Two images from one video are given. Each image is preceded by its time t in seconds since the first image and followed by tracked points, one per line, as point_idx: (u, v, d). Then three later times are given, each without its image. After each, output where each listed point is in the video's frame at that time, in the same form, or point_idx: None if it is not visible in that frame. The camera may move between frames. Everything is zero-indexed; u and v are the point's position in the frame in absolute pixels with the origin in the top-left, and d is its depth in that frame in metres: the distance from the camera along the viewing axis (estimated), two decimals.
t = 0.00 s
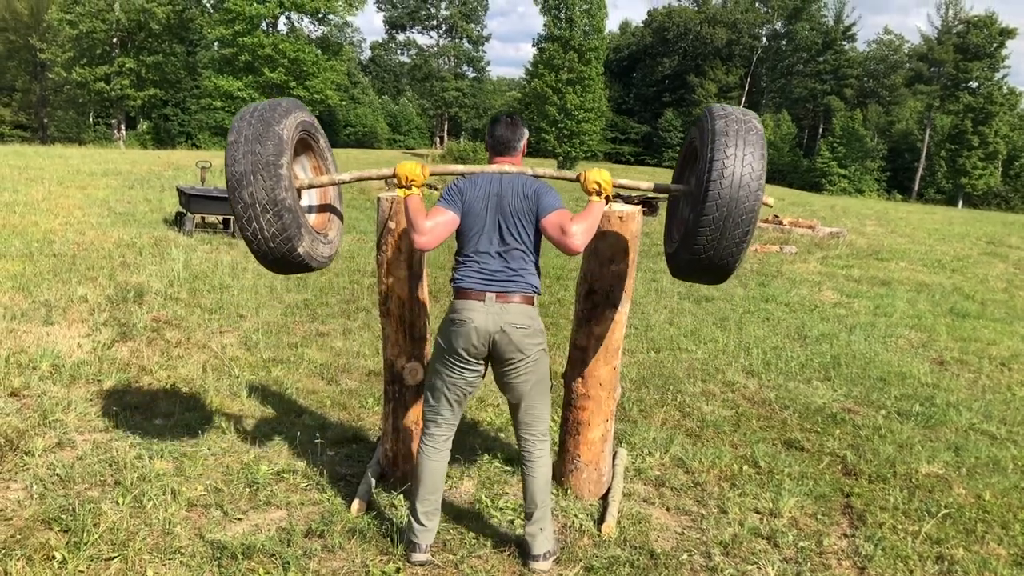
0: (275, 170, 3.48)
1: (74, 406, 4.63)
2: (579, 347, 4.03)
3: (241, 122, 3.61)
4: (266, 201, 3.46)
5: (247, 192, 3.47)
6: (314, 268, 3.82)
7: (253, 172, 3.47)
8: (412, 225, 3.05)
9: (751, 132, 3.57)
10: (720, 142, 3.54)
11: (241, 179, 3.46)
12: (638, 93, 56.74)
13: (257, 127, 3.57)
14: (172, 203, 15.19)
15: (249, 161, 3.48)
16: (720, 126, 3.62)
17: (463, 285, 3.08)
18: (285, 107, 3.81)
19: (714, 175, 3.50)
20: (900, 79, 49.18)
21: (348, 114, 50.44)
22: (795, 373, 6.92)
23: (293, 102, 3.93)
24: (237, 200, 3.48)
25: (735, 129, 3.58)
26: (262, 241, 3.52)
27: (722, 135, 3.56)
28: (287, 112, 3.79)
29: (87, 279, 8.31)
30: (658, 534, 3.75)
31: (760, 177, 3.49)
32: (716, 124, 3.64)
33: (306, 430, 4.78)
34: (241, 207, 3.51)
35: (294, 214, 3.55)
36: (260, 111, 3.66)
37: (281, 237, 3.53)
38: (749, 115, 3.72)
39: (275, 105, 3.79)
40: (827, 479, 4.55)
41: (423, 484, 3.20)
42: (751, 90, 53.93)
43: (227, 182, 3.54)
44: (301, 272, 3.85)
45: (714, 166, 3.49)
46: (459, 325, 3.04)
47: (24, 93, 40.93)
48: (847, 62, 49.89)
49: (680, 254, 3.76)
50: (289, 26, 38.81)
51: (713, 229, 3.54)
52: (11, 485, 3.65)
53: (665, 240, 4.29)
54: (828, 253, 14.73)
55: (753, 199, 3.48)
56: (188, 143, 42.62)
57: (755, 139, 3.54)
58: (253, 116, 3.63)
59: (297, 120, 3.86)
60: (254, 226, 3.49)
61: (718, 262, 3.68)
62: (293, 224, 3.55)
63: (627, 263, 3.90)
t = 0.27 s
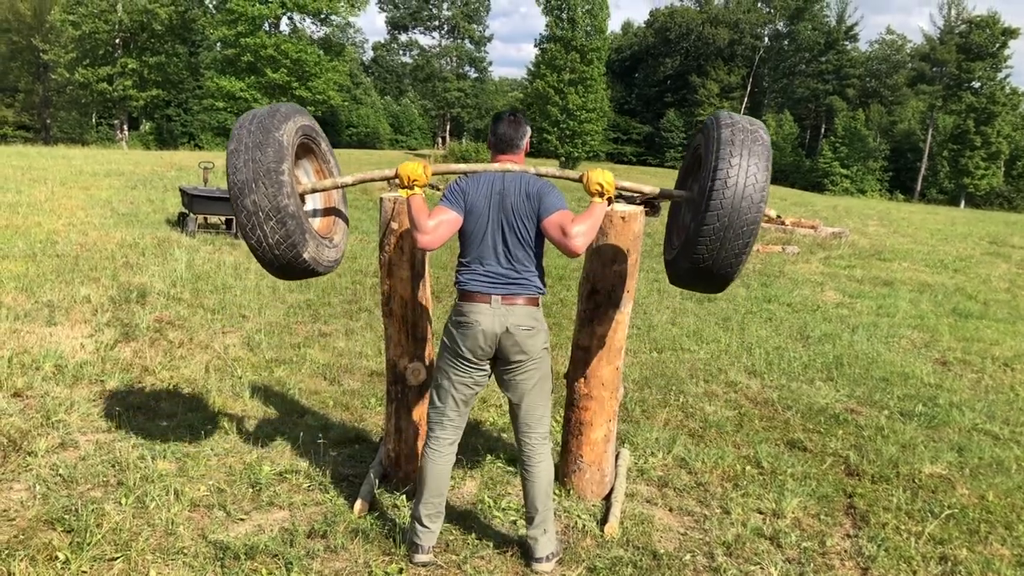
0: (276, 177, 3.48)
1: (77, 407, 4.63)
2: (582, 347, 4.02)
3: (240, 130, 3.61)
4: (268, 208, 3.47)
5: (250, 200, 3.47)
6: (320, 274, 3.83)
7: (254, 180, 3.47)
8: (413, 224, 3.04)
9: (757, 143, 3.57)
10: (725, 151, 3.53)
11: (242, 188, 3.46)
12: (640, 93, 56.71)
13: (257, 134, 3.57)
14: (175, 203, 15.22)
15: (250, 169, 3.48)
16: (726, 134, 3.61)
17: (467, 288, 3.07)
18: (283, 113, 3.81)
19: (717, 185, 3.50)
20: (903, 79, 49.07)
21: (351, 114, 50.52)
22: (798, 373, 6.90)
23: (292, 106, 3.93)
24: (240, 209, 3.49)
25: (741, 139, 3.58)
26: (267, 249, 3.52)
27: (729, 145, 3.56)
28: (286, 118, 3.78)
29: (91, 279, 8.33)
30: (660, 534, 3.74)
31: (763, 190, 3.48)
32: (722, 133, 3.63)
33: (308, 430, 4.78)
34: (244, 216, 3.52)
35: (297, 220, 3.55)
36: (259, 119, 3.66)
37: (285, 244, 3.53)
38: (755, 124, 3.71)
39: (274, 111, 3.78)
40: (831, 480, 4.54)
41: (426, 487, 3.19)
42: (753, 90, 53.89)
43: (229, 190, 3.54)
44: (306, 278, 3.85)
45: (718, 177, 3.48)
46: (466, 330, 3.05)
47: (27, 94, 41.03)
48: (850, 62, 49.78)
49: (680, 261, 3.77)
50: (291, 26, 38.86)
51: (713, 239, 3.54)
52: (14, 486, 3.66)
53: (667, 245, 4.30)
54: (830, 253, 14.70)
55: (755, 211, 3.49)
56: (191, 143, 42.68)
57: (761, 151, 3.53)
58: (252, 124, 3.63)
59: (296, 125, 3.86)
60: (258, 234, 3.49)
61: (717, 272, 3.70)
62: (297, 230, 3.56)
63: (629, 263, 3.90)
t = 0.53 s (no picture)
0: (279, 163, 3.46)
1: (82, 406, 4.64)
2: (585, 347, 4.02)
3: (244, 119, 3.60)
4: (272, 195, 3.45)
5: (253, 186, 3.45)
6: (323, 264, 3.79)
7: (258, 167, 3.45)
8: (418, 223, 3.04)
9: (769, 132, 3.55)
10: (736, 138, 3.51)
11: (246, 174, 3.44)
12: (643, 92, 56.63)
13: (260, 121, 3.56)
14: (178, 203, 15.24)
15: (253, 157, 3.46)
16: (737, 122, 3.59)
17: (471, 287, 3.07)
18: (287, 102, 3.80)
19: (725, 170, 3.47)
20: (906, 77, 48.89)
21: (354, 113, 50.57)
22: (802, 371, 6.89)
23: (296, 97, 3.92)
24: (243, 196, 3.47)
25: (752, 126, 3.56)
26: (270, 236, 3.50)
27: (740, 131, 3.54)
28: (290, 107, 3.77)
29: (94, 279, 8.34)
30: (664, 533, 3.73)
31: (771, 179, 3.46)
32: (734, 120, 3.61)
33: (312, 429, 4.78)
34: (247, 203, 3.49)
35: (301, 207, 3.53)
36: (262, 108, 3.65)
37: (288, 231, 3.51)
38: (766, 115, 3.70)
39: (277, 101, 3.77)
40: (835, 478, 4.52)
41: (431, 486, 3.19)
42: (756, 88, 53.79)
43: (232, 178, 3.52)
44: (308, 270, 3.82)
45: (727, 162, 3.46)
46: (470, 330, 3.05)
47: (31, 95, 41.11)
48: (853, 60, 49.68)
49: (683, 248, 3.74)
50: (294, 26, 38.89)
51: (717, 224, 3.51)
52: (19, 485, 3.66)
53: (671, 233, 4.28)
54: (834, 251, 14.65)
55: (761, 201, 3.47)
56: (194, 143, 42.74)
57: (772, 141, 3.52)
58: (256, 112, 3.62)
59: (300, 115, 3.86)
60: (261, 221, 3.46)
61: (719, 261, 3.67)
62: (300, 218, 3.53)
63: (633, 261, 3.88)
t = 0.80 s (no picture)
0: (283, 166, 3.45)
1: (86, 405, 4.65)
2: (588, 343, 4.02)
3: (250, 119, 3.59)
4: (274, 197, 3.44)
5: (256, 187, 3.44)
6: (322, 268, 3.77)
7: (261, 168, 3.44)
8: (420, 225, 3.07)
9: (761, 131, 3.55)
10: (730, 140, 3.52)
11: (249, 175, 3.43)
12: (645, 89, 56.54)
13: (266, 123, 3.55)
14: (181, 202, 15.25)
15: (258, 158, 3.45)
16: (730, 125, 3.60)
17: (471, 285, 3.07)
18: (295, 104, 3.79)
19: (723, 172, 3.48)
20: (909, 73, 48.73)
21: (356, 112, 50.58)
22: (806, 368, 6.88)
23: (303, 100, 3.91)
24: (246, 197, 3.46)
25: (745, 127, 3.57)
26: (270, 238, 3.48)
27: (733, 133, 3.55)
28: (297, 110, 3.76)
29: (98, 278, 8.35)
30: (668, 529, 3.73)
31: (770, 176, 3.46)
32: (726, 123, 3.63)
33: (316, 427, 4.79)
34: (249, 203, 3.48)
35: (303, 210, 3.51)
36: (269, 109, 3.64)
37: (288, 234, 3.49)
38: (758, 114, 3.71)
39: (285, 103, 3.76)
40: (839, 474, 4.52)
41: (431, 482, 3.20)
42: (758, 84, 53.69)
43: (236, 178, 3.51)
44: (307, 272, 3.80)
45: (723, 164, 3.47)
46: (466, 326, 3.03)
47: (33, 94, 41.11)
48: (856, 56, 49.56)
49: (689, 254, 3.74)
50: (296, 24, 38.90)
51: (722, 227, 3.51)
52: (24, 484, 3.67)
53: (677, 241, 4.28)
54: (837, 248, 14.62)
55: (763, 198, 3.46)
56: (197, 142, 42.75)
57: (766, 139, 3.52)
58: (262, 113, 3.61)
59: (308, 118, 3.84)
60: (262, 222, 3.45)
61: (727, 262, 3.65)
62: (301, 221, 3.52)
63: (638, 257, 3.88)
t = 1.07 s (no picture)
0: (286, 207, 3.45)
1: (90, 402, 4.66)
2: (591, 340, 4.02)
3: (250, 162, 3.59)
4: (277, 237, 3.43)
5: (259, 228, 3.43)
6: (325, 306, 3.74)
7: (263, 210, 3.44)
8: (417, 261, 3.06)
9: (752, 176, 3.51)
10: (721, 185, 3.48)
11: (252, 217, 3.42)
12: (648, 85, 56.44)
13: (267, 166, 3.56)
14: (184, 199, 15.27)
15: (260, 199, 3.45)
16: (720, 169, 3.56)
17: (469, 318, 3.04)
18: (294, 148, 3.81)
19: (715, 217, 3.42)
20: (913, 68, 48.57)
21: (359, 109, 50.57)
22: (809, 363, 6.87)
23: (302, 142, 3.93)
24: (248, 237, 3.44)
25: (736, 172, 3.53)
26: (273, 278, 3.47)
27: (723, 178, 3.50)
28: (296, 152, 3.77)
29: (101, 276, 8.37)
30: (672, 525, 3.73)
31: (762, 221, 3.40)
32: (715, 168, 3.59)
33: (320, 424, 4.81)
34: (252, 245, 3.47)
35: (305, 249, 3.49)
36: (269, 152, 3.64)
37: (292, 273, 3.47)
38: (748, 160, 3.69)
39: (284, 146, 3.78)
40: (842, 470, 4.52)
41: (430, 472, 3.21)
42: (761, 80, 53.57)
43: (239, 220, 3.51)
44: (312, 311, 3.78)
45: (715, 209, 3.42)
46: (463, 360, 2.99)
47: (37, 92, 41.10)
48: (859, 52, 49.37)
49: (683, 299, 3.66)
50: (298, 22, 38.88)
51: (716, 272, 3.43)
52: (30, 481, 3.68)
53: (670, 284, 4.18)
54: (841, 243, 14.59)
55: (756, 243, 3.39)
56: (200, 140, 42.73)
57: (756, 183, 3.47)
58: (263, 156, 3.61)
59: (307, 160, 3.85)
60: (266, 262, 3.44)
61: (720, 308, 3.57)
62: (304, 260, 3.50)
63: (640, 253, 3.89)
